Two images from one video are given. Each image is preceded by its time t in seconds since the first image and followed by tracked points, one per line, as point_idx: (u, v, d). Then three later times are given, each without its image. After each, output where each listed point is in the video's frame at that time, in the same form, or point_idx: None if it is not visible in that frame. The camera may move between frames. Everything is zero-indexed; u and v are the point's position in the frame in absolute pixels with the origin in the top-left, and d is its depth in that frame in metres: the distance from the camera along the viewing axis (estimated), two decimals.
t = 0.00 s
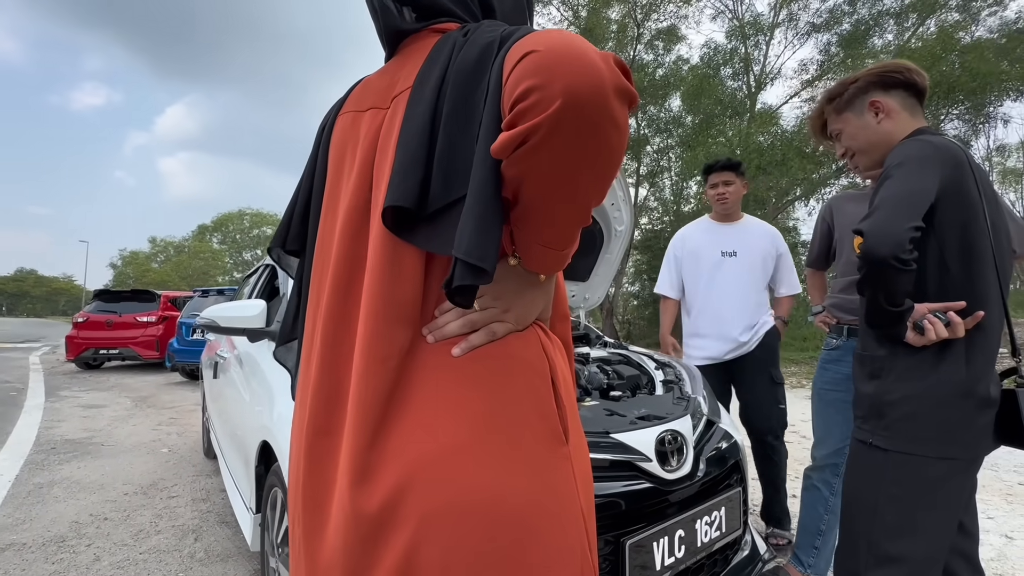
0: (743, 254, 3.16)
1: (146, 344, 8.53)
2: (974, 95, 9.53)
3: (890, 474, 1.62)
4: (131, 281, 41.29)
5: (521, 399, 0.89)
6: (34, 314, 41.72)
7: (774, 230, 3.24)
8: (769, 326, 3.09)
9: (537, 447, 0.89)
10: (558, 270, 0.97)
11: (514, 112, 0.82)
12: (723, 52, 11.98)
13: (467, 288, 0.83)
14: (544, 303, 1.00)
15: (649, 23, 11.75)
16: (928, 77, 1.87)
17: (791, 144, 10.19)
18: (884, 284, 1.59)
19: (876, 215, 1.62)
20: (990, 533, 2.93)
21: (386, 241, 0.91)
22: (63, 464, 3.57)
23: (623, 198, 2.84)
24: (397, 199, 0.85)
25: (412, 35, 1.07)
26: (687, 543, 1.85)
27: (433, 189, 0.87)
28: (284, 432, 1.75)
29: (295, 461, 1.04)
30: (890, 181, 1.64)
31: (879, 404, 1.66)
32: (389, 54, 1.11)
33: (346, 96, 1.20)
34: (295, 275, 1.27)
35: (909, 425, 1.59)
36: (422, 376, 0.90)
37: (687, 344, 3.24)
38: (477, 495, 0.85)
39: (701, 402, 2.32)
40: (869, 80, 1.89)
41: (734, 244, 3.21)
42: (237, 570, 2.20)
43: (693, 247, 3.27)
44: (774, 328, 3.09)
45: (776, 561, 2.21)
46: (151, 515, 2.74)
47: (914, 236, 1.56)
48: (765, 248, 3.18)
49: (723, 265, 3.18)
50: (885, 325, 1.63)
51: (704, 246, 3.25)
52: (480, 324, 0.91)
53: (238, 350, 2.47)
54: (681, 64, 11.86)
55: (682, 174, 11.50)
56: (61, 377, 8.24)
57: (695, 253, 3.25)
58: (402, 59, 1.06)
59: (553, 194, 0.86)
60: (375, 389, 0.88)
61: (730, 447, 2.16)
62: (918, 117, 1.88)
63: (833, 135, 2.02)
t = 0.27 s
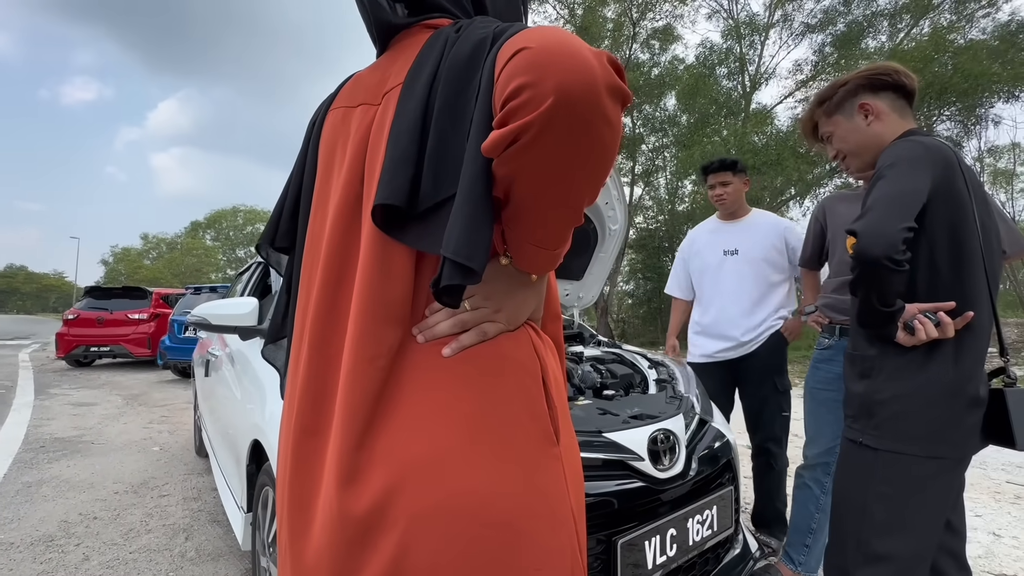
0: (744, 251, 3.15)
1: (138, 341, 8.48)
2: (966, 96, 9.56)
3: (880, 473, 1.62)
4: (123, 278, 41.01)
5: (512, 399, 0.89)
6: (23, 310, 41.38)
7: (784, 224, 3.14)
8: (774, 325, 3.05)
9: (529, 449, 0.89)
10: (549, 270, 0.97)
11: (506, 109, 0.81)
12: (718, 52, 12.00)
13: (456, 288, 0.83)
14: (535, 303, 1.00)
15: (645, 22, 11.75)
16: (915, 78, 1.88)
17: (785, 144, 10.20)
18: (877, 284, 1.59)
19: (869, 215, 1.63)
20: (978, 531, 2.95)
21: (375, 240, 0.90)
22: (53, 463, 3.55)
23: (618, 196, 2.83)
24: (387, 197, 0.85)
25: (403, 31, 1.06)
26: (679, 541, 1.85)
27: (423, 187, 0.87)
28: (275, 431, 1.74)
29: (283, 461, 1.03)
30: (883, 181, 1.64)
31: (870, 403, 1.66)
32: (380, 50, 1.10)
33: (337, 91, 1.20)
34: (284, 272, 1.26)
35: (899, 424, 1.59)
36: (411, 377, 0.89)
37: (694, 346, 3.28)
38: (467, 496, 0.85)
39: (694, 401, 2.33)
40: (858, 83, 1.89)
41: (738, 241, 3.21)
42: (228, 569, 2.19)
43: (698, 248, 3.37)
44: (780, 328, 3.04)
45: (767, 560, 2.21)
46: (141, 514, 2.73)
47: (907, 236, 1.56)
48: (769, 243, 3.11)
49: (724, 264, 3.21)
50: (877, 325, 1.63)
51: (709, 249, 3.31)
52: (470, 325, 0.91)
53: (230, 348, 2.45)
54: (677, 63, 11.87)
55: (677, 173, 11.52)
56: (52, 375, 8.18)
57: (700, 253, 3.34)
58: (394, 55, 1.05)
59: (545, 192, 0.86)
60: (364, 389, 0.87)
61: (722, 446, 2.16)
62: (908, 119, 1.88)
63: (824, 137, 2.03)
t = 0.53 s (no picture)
0: (751, 251, 3.16)
1: (136, 338, 8.47)
2: (965, 95, 9.58)
3: (875, 470, 1.63)
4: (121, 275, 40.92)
5: (511, 396, 0.89)
6: (20, 306, 41.27)
7: (793, 225, 3.12)
8: (781, 326, 3.04)
9: (527, 444, 0.89)
10: (548, 268, 0.97)
11: (510, 109, 0.81)
12: (718, 50, 11.99)
13: (458, 285, 0.83)
14: (533, 300, 1.01)
15: (644, 20, 11.74)
16: (910, 79, 1.89)
17: (785, 143, 10.20)
18: (874, 283, 1.61)
19: (868, 216, 1.63)
20: (972, 528, 2.96)
21: (376, 237, 0.90)
22: (51, 459, 3.55)
23: (616, 195, 2.84)
24: (389, 193, 0.85)
25: (403, 27, 1.06)
26: (675, 537, 1.86)
27: (425, 184, 0.87)
28: (275, 427, 1.75)
29: (283, 455, 1.03)
30: (881, 182, 1.65)
31: (865, 401, 1.67)
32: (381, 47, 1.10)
33: (338, 87, 1.20)
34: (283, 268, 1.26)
35: (893, 421, 1.60)
36: (412, 373, 0.90)
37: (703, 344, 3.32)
38: (468, 493, 0.85)
39: (691, 398, 2.34)
40: (853, 85, 1.90)
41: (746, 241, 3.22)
42: (226, 565, 2.20)
43: (708, 248, 3.38)
44: (787, 329, 3.03)
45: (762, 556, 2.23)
46: (140, 510, 2.73)
47: (905, 236, 1.57)
48: (776, 244, 3.10)
49: (732, 264, 3.22)
50: (874, 324, 1.65)
51: (720, 248, 3.32)
52: (469, 322, 0.92)
53: (229, 345, 2.45)
54: (676, 61, 11.87)
55: (677, 171, 11.52)
56: (50, 371, 8.18)
57: (709, 253, 3.36)
58: (394, 52, 1.05)
59: (547, 192, 0.86)
60: (364, 385, 0.88)
61: (719, 443, 2.17)
62: (904, 119, 1.88)
63: (822, 140, 2.03)
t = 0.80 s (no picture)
0: (761, 251, 3.17)
1: (141, 334, 8.51)
2: (973, 92, 9.52)
3: (879, 468, 1.63)
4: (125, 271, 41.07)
5: (519, 393, 0.90)
6: (26, 303, 41.47)
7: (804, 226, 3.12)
8: (788, 324, 3.03)
9: (535, 442, 0.90)
10: (557, 266, 0.98)
11: (526, 107, 0.82)
12: (723, 47, 11.94)
13: (470, 282, 0.83)
14: (541, 298, 1.01)
15: (649, 17, 11.69)
16: (916, 76, 1.88)
17: (791, 141, 10.15)
18: (881, 282, 1.60)
19: (875, 214, 1.63)
20: (978, 528, 2.96)
21: (385, 233, 0.91)
22: (58, 453, 3.57)
23: (621, 192, 2.85)
24: (399, 190, 0.85)
25: (411, 22, 1.06)
26: (679, 535, 1.86)
27: (436, 181, 0.88)
28: (280, 422, 1.76)
29: (290, 450, 1.04)
30: (888, 180, 1.64)
31: (869, 399, 1.67)
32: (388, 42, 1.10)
33: (344, 82, 1.20)
34: (290, 263, 1.27)
35: (898, 420, 1.60)
36: (420, 370, 0.90)
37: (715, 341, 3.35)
38: (475, 491, 0.86)
39: (695, 396, 2.34)
40: (858, 84, 1.90)
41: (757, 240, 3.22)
42: (232, 559, 2.22)
43: (719, 245, 3.39)
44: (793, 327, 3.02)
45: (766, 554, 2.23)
46: (146, 504, 2.75)
47: (913, 235, 1.57)
48: (786, 244, 3.11)
49: (742, 262, 3.23)
50: (880, 323, 1.64)
51: (732, 246, 3.33)
52: (477, 319, 0.92)
53: (234, 340, 2.47)
54: (681, 58, 11.83)
55: (681, 168, 11.50)
56: (57, 366, 8.22)
57: (721, 250, 3.37)
58: (401, 47, 1.05)
59: (560, 191, 0.87)
60: (373, 381, 0.88)
61: (723, 441, 2.17)
62: (911, 117, 1.88)
63: (828, 139, 2.03)
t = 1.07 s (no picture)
0: (772, 247, 3.15)
1: (154, 328, 8.64)
2: (993, 84, 9.36)
3: (893, 469, 1.62)
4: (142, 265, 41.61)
5: (522, 391, 0.91)
6: (45, 296, 42.16)
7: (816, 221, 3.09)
8: (797, 321, 3.01)
9: (538, 439, 0.91)
10: (566, 261, 0.98)
11: (537, 97, 0.82)
12: (736, 40, 11.82)
13: (478, 278, 0.84)
14: (548, 294, 1.02)
15: (661, 10, 11.59)
16: (933, 69, 1.87)
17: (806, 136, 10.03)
18: (900, 278, 1.58)
19: (894, 208, 1.61)
20: (993, 530, 2.93)
21: (390, 226, 0.92)
22: (73, 445, 3.64)
23: (631, 187, 2.83)
24: (404, 182, 0.87)
25: (419, 10, 1.10)
26: (687, 534, 1.86)
27: (442, 173, 0.89)
28: (288, 417, 1.78)
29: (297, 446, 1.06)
30: (908, 174, 1.63)
31: (884, 398, 1.66)
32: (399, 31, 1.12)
33: (349, 73, 1.22)
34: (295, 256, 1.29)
35: (914, 420, 1.59)
36: (424, 367, 0.92)
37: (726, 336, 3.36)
38: (477, 490, 0.87)
39: (704, 394, 2.34)
40: (875, 76, 1.88)
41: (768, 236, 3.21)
42: (242, 551, 2.25)
43: (731, 241, 3.39)
44: (802, 326, 2.99)
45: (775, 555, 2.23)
46: (158, 496, 2.80)
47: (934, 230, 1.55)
48: (798, 239, 3.09)
49: (752, 258, 3.23)
50: (898, 320, 1.62)
51: (743, 241, 3.33)
52: (484, 314, 0.93)
53: (244, 335, 2.50)
54: (693, 52, 11.73)
55: (693, 164, 11.42)
56: (72, 360, 8.36)
57: (732, 246, 3.37)
58: (409, 37, 1.06)
59: (571, 181, 0.88)
60: (377, 379, 0.90)
61: (733, 440, 2.17)
62: (929, 110, 1.86)
63: (842, 133, 2.02)
